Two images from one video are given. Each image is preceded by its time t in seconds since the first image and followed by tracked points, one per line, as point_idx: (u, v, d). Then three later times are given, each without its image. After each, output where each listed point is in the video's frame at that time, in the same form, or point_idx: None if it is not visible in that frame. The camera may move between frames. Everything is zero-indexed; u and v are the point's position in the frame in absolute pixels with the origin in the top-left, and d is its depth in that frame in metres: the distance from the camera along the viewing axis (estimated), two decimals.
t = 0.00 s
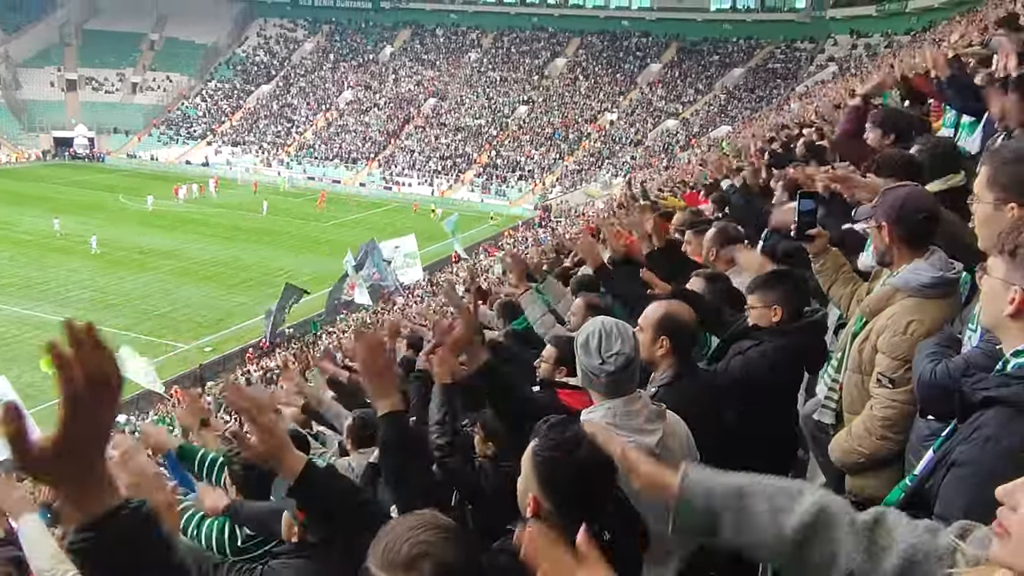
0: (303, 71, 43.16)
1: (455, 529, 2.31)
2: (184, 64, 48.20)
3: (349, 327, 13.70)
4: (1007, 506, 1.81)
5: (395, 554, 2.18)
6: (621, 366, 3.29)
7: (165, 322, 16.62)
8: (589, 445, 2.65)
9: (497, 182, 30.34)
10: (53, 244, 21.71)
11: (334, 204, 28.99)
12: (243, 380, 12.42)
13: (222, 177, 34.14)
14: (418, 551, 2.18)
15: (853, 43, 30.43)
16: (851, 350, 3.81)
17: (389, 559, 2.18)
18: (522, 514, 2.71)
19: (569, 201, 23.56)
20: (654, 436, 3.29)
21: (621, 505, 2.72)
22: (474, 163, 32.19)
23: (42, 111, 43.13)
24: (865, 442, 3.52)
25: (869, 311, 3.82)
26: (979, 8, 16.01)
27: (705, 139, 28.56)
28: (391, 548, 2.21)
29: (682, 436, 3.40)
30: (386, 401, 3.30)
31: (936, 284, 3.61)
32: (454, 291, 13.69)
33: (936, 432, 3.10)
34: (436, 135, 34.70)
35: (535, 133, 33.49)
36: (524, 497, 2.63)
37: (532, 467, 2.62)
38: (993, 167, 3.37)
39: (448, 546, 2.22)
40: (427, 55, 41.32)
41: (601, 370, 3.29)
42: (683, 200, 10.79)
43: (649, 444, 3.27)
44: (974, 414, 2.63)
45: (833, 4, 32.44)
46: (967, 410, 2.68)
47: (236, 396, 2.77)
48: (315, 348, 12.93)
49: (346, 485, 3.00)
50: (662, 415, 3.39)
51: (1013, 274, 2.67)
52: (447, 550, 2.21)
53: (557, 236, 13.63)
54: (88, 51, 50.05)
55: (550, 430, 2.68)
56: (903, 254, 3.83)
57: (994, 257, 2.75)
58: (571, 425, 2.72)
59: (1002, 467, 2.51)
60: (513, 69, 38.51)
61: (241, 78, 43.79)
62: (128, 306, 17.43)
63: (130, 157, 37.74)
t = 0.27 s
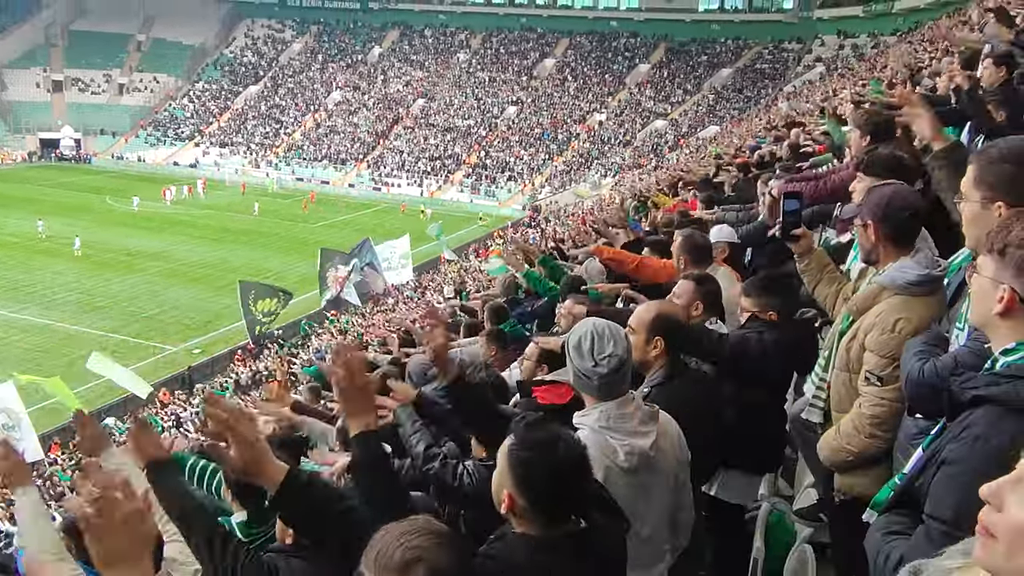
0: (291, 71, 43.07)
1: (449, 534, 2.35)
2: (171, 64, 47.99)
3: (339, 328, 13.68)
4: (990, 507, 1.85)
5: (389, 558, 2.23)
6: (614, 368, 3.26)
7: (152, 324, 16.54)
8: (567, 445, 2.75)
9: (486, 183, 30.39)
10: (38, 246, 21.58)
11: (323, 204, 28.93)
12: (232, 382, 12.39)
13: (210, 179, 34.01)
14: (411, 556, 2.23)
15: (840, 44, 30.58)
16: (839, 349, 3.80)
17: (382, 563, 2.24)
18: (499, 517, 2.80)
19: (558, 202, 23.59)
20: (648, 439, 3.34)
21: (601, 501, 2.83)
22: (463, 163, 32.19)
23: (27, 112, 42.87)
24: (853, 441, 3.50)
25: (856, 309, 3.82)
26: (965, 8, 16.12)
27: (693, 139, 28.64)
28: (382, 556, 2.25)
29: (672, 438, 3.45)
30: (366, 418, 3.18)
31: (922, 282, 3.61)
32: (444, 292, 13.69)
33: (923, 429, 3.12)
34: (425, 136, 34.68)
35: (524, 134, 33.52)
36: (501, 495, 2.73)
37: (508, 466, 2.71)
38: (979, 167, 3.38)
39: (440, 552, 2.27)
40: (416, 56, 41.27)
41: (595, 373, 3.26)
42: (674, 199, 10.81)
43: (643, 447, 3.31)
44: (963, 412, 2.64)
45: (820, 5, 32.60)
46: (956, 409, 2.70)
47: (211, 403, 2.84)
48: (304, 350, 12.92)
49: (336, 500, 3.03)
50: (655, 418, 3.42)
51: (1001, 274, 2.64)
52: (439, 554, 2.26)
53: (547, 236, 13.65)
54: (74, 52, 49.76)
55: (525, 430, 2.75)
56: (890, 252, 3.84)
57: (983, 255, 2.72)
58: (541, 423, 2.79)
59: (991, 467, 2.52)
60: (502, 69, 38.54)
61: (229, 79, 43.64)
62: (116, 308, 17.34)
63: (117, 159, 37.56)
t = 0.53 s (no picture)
0: (279, 71, 42.98)
1: (414, 534, 2.38)
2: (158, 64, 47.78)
3: (328, 329, 13.65)
4: (989, 512, 1.75)
5: (351, 557, 2.26)
6: (596, 372, 3.29)
7: (139, 326, 16.45)
8: (526, 445, 2.67)
9: (475, 183, 30.40)
10: (24, 248, 21.44)
11: (311, 205, 28.88)
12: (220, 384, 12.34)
13: (198, 180, 33.89)
14: (372, 555, 2.26)
15: (828, 44, 30.72)
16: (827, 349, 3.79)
17: (346, 561, 2.26)
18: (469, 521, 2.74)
19: (547, 202, 23.62)
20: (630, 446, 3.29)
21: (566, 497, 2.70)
22: (452, 164, 32.19)
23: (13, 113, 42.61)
24: (843, 440, 3.49)
25: (843, 308, 3.83)
26: (952, 8, 16.23)
27: (682, 138, 28.73)
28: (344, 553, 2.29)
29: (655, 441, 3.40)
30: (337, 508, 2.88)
31: (909, 281, 3.58)
32: (433, 291, 13.68)
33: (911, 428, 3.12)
34: (413, 136, 34.66)
35: (513, 134, 33.55)
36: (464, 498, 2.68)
37: (468, 470, 2.65)
38: (966, 164, 3.25)
39: (402, 552, 2.30)
40: (405, 56, 41.23)
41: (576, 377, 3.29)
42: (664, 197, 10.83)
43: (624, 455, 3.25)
44: (951, 413, 2.49)
45: (808, 5, 32.70)
46: (945, 409, 2.54)
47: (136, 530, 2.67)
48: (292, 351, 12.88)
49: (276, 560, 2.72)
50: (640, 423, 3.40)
51: (985, 273, 2.46)
52: (400, 553, 2.29)
53: (537, 236, 13.67)
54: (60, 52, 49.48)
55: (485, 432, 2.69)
56: (876, 251, 3.83)
57: (968, 254, 2.55)
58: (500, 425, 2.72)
59: (982, 469, 2.37)
60: (490, 70, 38.56)
61: (216, 80, 43.50)
62: (102, 310, 17.24)
63: (103, 160, 37.37)
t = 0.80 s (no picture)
0: (268, 72, 42.85)
1: (394, 539, 2.24)
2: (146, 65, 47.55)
3: (317, 330, 13.59)
4: (974, 513, 1.63)
5: (323, 560, 2.14)
6: (569, 384, 3.24)
7: (127, 329, 16.33)
8: (566, 449, 2.73)
9: (465, 184, 30.38)
10: (9, 250, 21.28)
11: (300, 206, 28.78)
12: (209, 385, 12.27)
13: (186, 181, 33.75)
14: (343, 559, 2.13)
15: (816, 45, 30.78)
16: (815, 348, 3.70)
17: (316, 565, 2.14)
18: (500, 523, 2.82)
19: (537, 203, 23.61)
20: (606, 456, 3.19)
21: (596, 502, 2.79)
22: (441, 165, 32.15)
23: None
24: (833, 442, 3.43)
25: (831, 309, 3.71)
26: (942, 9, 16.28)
27: (672, 139, 28.75)
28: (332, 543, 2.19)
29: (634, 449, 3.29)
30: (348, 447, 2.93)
31: (897, 281, 3.52)
32: (424, 292, 13.65)
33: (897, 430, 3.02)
34: (403, 137, 34.59)
35: (502, 135, 33.54)
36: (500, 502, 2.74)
37: (509, 470, 2.71)
38: (951, 166, 3.19)
39: (375, 554, 2.16)
40: (394, 57, 41.14)
41: (551, 389, 3.24)
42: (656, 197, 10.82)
43: (602, 464, 3.18)
44: (934, 412, 2.44)
45: (796, 7, 32.83)
46: (928, 408, 2.49)
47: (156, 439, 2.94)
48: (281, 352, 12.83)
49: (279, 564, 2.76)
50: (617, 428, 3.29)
51: (968, 271, 2.37)
52: (373, 557, 2.15)
53: (528, 236, 13.64)
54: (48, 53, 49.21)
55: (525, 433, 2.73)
56: (863, 251, 3.81)
57: (949, 254, 2.46)
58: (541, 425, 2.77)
59: (964, 467, 2.32)
60: (480, 71, 38.54)
61: (204, 80, 43.37)
62: (89, 311, 17.13)
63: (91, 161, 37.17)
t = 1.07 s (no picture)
0: (258, 73, 42.75)
1: (361, 540, 2.24)
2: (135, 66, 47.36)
3: (308, 332, 13.57)
4: (959, 508, 1.64)
5: (294, 563, 2.12)
6: (559, 384, 3.20)
7: (116, 331, 16.25)
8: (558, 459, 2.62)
9: (456, 184, 30.38)
10: None
11: (291, 207, 28.73)
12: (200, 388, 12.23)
13: (176, 183, 33.65)
14: (317, 559, 2.12)
15: (805, 46, 30.86)
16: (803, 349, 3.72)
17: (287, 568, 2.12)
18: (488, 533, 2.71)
19: (528, 204, 23.62)
20: (595, 459, 3.19)
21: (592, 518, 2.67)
22: (432, 165, 32.14)
23: None
24: (822, 440, 3.37)
25: (820, 309, 3.73)
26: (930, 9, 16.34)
27: (662, 140, 28.79)
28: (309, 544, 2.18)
29: (623, 449, 3.31)
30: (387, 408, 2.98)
31: (885, 281, 3.50)
32: (414, 294, 13.64)
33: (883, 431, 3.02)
34: (394, 137, 34.56)
35: (493, 135, 33.54)
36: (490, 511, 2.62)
37: (497, 480, 2.60)
38: (938, 166, 3.18)
39: (347, 553, 2.15)
40: (384, 57, 41.09)
41: (539, 389, 3.20)
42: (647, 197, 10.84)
43: (590, 468, 3.17)
44: (910, 410, 2.44)
45: (785, 7, 32.96)
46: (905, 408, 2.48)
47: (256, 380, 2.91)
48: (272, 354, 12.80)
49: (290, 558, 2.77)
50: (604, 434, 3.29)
51: (944, 271, 2.40)
52: (347, 555, 2.14)
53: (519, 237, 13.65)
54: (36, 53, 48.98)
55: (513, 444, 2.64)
56: (852, 251, 3.82)
57: (926, 254, 2.48)
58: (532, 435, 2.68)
59: (940, 467, 2.30)
60: (471, 71, 38.53)
61: (194, 80, 43.27)
62: (79, 313, 17.05)
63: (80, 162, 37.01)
